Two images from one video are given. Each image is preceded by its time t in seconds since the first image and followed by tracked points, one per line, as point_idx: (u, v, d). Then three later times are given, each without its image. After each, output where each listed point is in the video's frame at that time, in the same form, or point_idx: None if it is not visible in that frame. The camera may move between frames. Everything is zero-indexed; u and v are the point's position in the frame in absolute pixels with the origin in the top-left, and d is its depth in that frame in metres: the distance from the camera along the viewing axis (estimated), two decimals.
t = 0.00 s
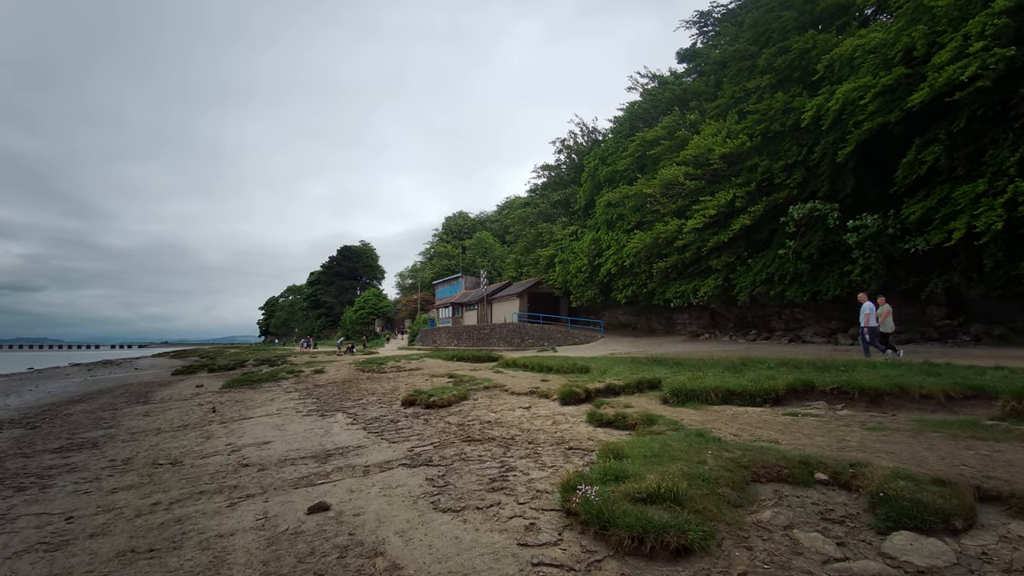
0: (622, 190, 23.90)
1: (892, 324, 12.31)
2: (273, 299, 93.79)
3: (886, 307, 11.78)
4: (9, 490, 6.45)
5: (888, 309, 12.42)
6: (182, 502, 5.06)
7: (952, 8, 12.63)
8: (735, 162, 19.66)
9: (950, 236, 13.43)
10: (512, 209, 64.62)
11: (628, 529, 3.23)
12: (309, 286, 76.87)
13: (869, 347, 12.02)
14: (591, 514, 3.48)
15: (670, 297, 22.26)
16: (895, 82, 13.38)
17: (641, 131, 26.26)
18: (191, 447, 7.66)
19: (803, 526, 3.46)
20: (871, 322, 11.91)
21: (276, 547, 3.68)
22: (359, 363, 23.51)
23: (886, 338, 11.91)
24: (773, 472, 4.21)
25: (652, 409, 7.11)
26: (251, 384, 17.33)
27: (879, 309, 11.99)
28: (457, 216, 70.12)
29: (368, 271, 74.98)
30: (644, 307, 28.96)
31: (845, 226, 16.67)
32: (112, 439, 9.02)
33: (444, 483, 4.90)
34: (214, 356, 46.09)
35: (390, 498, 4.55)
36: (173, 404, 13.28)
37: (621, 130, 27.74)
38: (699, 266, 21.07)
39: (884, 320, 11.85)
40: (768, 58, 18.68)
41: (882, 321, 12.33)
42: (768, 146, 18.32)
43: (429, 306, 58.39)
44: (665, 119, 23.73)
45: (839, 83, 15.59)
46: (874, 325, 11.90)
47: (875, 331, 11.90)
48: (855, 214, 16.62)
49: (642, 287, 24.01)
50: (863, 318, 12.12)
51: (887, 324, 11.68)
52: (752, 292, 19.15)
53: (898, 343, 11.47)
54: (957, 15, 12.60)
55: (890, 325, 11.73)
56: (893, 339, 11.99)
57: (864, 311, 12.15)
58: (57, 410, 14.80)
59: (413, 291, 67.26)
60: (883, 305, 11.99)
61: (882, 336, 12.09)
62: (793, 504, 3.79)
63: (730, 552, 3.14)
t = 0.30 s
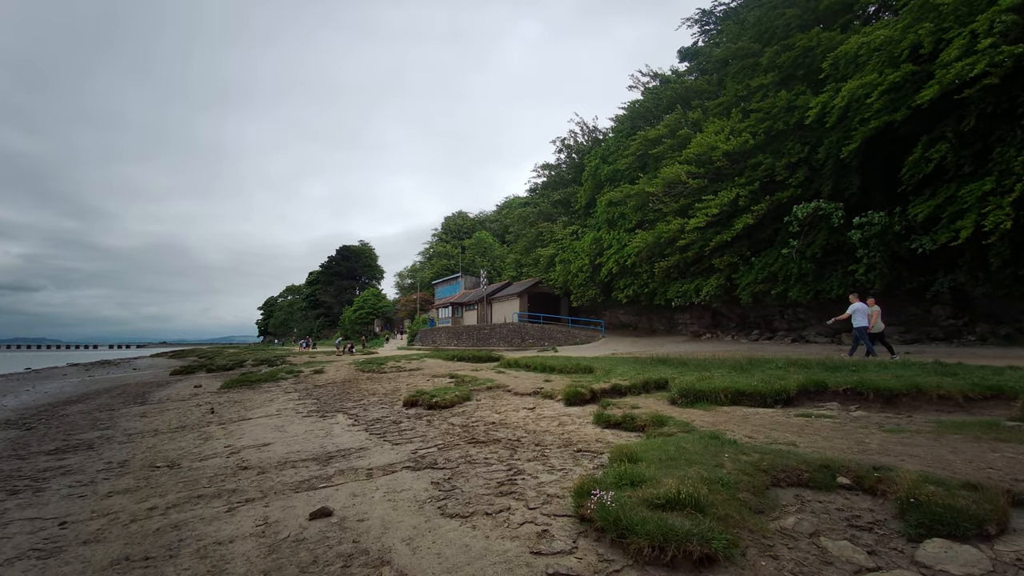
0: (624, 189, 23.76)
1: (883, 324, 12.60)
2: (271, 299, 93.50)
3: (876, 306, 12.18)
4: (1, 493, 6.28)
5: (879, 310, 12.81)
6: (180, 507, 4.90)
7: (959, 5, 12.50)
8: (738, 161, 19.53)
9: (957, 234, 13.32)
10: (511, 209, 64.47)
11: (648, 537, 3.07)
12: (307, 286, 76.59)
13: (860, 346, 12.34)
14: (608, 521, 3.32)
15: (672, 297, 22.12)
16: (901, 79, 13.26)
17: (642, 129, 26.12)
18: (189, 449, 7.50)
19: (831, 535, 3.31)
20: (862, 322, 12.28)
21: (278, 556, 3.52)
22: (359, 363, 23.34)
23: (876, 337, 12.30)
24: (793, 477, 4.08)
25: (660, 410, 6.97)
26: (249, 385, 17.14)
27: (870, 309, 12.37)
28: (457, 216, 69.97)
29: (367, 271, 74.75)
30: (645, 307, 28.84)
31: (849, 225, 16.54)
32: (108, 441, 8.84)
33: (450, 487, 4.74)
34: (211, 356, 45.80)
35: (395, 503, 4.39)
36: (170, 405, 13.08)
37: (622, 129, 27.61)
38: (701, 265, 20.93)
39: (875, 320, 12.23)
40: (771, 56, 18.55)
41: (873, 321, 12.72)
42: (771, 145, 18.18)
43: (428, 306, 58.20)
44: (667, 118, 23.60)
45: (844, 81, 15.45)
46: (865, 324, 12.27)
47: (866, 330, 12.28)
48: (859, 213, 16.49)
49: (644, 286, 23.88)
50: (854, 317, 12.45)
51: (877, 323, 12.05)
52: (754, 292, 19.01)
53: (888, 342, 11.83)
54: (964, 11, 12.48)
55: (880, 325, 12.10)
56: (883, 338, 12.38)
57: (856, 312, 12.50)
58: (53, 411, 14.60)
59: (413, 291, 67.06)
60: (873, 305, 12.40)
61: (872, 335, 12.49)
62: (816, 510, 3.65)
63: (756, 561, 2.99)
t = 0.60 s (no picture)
0: (626, 186, 23.55)
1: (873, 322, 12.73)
2: (271, 299, 93.21)
3: (866, 305, 12.46)
4: None
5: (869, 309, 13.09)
6: (173, 510, 4.70)
7: None
8: (742, 158, 19.34)
9: (966, 231, 13.15)
10: (511, 208, 64.28)
11: (669, 544, 2.87)
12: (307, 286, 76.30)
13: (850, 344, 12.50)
14: (625, 526, 3.12)
15: (675, 295, 21.93)
16: (910, 73, 13.07)
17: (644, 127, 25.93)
18: (185, 449, 7.30)
19: (864, 541, 3.13)
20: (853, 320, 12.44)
21: (274, 563, 3.33)
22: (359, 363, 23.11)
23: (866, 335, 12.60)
24: (816, 479, 3.89)
25: (669, 409, 6.77)
26: (248, 384, 16.91)
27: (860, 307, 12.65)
28: (457, 216, 69.76)
29: (367, 271, 74.50)
30: (647, 306, 28.66)
31: (855, 222, 16.35)
32: (102, 442, 8.63)
33: (455, 489, 4.55)
34: (210, 356, 45.47)
35: (399, 506, 4.20)
36: (167, 405, 12.86)
37: (624, 127, 27.40)
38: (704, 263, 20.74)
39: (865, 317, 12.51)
40: (776, 52, 18.36)
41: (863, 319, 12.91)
42: (776, 141, 17.98)
43: (428, 306, 57.97)
44: (670, 115, 23.40)
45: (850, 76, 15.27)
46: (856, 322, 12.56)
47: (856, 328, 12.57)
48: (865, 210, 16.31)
49: (646, 285, 23.69)
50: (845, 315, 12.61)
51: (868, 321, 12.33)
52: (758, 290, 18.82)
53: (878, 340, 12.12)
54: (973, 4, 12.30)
55: (871, 323, 12.38)
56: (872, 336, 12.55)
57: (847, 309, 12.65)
58: (48, 411, 14.37)
59: (413, 291, 66.82)
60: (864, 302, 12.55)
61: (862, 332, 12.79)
62: (844, 513, 3.48)
63: (785, 568, 2.80)
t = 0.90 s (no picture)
0: (629, 184, 23.31)
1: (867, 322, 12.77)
2: (271, 299, 93.09)
3: (861, 306, 12.42)
4: None
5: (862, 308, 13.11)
6: (164, 518, 4.49)
7: None
8: (747, 155, 19.09)
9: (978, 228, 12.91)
10: (513, 208, 64.06)
11: (695, 561, 2.64)
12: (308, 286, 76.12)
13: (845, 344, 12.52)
14: (644, 540, 2.88)
15: (679, 294, 21.68)
16: (920, 67, 12.85)
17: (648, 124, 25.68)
18: (180, 452, 7.08)
19: (903, 556, 2.90)
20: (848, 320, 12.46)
21: None
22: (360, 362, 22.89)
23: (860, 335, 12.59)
24: (844, 487, 3.66)
25: (679, 410, 6.55)
26: (247, 384, 16.69)
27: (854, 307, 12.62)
28: (458, 215, 69.55)
29: (368, 271, 74.32)
30: (650, 305, 28.43)
31: (864, 219, 16.09)
32: (96, 444, 8.42)
33: (460, 496, 4.32)
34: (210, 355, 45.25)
35: (401, 515, 3.97)
36: (165, 405, 12.64)
37: (627, 125, 27.17)
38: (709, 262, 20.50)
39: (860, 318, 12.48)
40: (782, 47, 18.11)
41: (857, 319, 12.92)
42: (783, 138, 17.71)
43: (429, 306, 57.76)
44: (673, 112, 23.15)
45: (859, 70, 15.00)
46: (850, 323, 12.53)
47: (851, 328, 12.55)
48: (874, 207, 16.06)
49: (649, 283, 23.45)
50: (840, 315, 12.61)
51: (862, 321, 12.31)
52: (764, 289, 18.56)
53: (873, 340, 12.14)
54: None
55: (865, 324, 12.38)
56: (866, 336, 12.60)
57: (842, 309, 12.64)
58: (44, 411, 14.17)
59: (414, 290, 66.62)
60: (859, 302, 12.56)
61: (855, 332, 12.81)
62: (878, 525, 3.25)
63: None
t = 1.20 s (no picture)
0: (635, 183, 23.09)
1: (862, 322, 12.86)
2: (276, 299, 93.28)
3: (856, 306, 12.52)
4: None
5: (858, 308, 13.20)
6: (161, 526, 4.32)
7: None
8: (756, 152, 18.82)
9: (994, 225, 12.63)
10: (517, 208, 63.88)
11: None
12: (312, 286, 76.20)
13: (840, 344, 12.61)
14: (670, 556, 2.67)
15: (686, 294, 21.44)
16: (935, 61, 12.59)
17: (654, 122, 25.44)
18: (180, 455, 6.94)
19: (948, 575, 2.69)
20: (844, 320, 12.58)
21: None
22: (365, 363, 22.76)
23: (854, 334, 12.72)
24: (878, 498, 3.45)
25: (693, 413, 6.34)
26: (251, 385, 16.57)
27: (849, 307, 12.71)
28: (462, 215, 69.43)
29: (372, 271, 74.29)
30: (655, 305, 28.19)
31: (876, 217, 15.82)
32: (97, 446, 8.29)
33: (470, 504, 4.13)
34: (214, 356, 45.30)
35: (408, 525, 3.78)
36: (168, 406, 12.53)
37: (633, 123, 26.93)
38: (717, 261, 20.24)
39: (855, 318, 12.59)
40: (791, 42, 17.84)
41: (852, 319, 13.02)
42: (792, 135, 17.43)
43: (433, 306, 57.66)
44: (680, 109, 22.89)
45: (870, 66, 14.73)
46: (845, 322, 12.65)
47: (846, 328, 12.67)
48: (885, 205, 15.77)
49: (655, 283, 23.22)
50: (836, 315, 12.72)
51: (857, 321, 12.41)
52: (773, 288, 18.30)
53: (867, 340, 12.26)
54: None
55: (860, 324, 12.49)
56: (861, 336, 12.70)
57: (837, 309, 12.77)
58: (49, 412, 14.10)
59: (418, 290, 66.57)
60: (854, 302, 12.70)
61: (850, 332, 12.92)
62: (917, 538, 3.04)
63: None
